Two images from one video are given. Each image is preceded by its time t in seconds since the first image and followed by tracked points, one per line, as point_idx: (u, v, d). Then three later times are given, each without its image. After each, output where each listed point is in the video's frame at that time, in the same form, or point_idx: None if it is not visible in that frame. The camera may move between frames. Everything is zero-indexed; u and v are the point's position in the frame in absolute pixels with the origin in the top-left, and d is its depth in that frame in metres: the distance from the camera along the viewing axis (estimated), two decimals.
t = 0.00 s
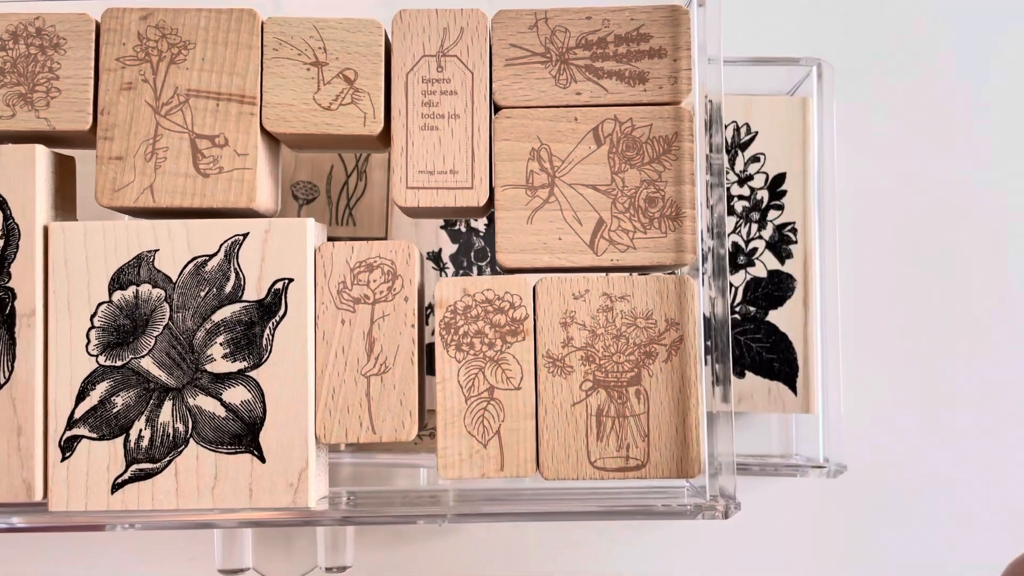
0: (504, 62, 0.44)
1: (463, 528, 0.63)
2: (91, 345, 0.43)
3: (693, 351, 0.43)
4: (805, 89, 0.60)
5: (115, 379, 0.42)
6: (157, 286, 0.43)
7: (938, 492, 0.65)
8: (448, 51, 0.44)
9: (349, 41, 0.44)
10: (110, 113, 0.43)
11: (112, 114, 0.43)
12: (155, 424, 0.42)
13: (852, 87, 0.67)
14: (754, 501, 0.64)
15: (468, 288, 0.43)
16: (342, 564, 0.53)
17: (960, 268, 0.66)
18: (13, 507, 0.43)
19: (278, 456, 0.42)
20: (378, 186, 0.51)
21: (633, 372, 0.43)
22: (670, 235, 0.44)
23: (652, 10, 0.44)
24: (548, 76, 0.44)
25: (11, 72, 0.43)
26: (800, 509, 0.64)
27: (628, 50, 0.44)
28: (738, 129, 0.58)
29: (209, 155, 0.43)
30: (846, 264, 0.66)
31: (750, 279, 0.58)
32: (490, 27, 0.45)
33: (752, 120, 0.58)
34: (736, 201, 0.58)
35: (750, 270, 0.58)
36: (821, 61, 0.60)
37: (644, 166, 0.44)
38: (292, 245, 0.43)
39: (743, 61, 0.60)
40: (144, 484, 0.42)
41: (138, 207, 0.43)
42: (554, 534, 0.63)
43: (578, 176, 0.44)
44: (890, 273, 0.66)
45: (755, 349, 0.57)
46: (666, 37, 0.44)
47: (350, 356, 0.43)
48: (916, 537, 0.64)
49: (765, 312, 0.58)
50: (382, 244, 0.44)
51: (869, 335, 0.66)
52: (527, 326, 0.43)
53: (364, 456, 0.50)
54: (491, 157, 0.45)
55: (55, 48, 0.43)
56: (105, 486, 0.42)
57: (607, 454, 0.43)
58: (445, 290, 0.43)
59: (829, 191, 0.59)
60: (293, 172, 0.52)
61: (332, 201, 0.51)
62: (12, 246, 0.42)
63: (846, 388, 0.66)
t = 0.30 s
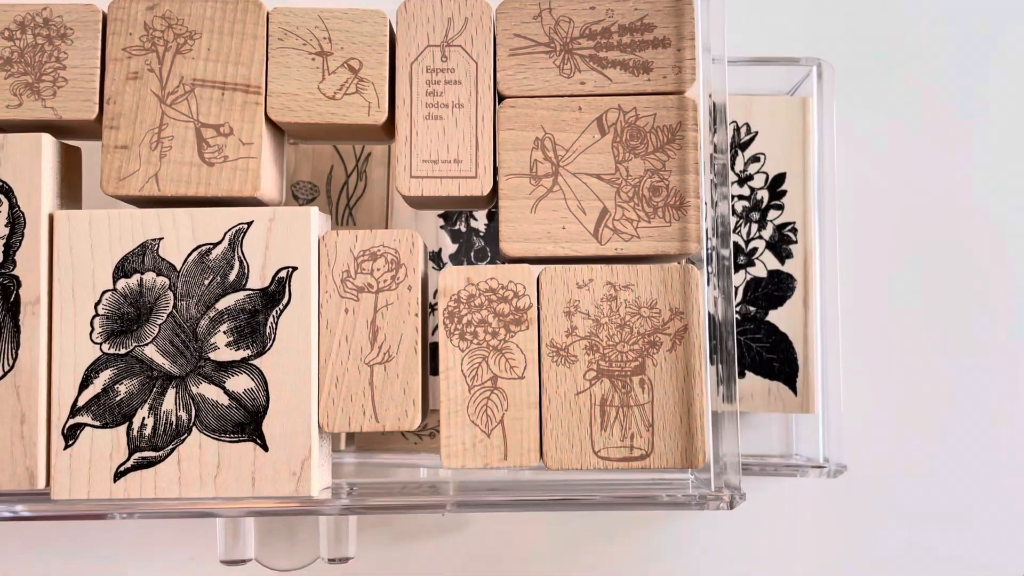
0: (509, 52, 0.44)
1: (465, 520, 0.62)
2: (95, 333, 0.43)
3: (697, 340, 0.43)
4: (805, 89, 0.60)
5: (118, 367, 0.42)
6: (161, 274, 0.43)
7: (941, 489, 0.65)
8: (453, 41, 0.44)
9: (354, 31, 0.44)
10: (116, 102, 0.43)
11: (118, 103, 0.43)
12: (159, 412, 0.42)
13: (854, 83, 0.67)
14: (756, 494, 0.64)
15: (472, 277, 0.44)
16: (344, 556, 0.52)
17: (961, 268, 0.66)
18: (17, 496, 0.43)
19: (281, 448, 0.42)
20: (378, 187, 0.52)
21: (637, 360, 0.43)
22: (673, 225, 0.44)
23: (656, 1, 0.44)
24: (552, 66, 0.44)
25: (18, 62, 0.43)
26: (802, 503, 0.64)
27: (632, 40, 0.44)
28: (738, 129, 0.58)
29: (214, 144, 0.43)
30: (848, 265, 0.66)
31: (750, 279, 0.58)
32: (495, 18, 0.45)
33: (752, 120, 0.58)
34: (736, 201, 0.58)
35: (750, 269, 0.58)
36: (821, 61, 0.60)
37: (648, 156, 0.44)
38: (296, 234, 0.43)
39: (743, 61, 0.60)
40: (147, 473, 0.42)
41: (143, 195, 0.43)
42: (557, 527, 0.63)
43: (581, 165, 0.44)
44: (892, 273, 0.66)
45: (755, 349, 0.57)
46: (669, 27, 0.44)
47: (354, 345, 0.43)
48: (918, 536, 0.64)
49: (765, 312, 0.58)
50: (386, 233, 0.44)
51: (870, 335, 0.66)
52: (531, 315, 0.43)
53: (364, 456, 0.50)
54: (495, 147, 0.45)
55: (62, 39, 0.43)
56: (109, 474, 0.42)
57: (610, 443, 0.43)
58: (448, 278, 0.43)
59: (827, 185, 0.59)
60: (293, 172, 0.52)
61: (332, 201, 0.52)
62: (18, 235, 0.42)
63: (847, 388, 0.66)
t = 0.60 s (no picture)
0: (495, 40, 0.45)
1: (463, 513, 0.62)
2: (85, 326, 0.43)
3: (688, 324, 0.43)
4: (805, 90, 0.60)
5: (108, 359, 0.42)
6: (150, 266, 0.43)
7: (940, 483, 0.65)
8: (439, 30, 0.44)
9: (341, 21, 0.44)
10: (103, 95, 0.43)
11: (106, 96, 0.43)
12: (149, 403, 0.42)
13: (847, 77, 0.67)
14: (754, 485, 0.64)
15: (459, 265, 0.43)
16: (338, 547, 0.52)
17: (959, 264, 0.66)
18: (9, 490, 0.43)
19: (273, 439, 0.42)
20: (377, 186, 0.52)
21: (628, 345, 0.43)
22: (661, 210, 0.44)
23: None
24: (538, 53, 0.44)
25: (6, 57, 0.44)
26: (800, 494, 0.64)
27: (618, 27, 0.44)
28: (738, 129, 0.58)
29: (202, 136, 0.43)
30: (845, 262, 0.66)
31: (750, 279, 0.58)
32: (481, 6, 0.45)
33: (752, 120, 0.58)
34: (736, 201, 0.58)
35: (751, 270, 0.58)
36: (822, 61, 0.60)
37: (635, 141, 0.44)
38: (284, 224, 0.43)
39: (743, 61, 0.60)
40: (137, 465, 0.42)
41: (132, 187, 0.43)
42: (556, 518, 0.63)
43: (569, 152, 0.44)
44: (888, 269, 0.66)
45: (755, 349, 0.57)
46: (655, 13, 0.44)
47: (343, 334, 0.43)
48: (920, 533, 0.64)
49: (765, 313, 0.57)
50: (375, 222, 0.44)
51: (869, 331, 0.65)
52: (521, 302, 0.43)
53: (361, 455, 0.50)
54: (483, 135, 0.45)
55: (49, 33, 0.44)
56: (99, 466, 0.42)
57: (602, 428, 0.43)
58: (437, 266, 0.43)
59: (830, 187, 0.58)
60: (294, 172, 0.52)
61: (332, 201, 0.52)
62: (7, 229, 0.42)
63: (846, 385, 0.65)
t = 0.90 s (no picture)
0: (508, 49, 0.45)
1: (466, 514, 0.62)
2: (97, 326, 0.43)
3: (697, 332, 0.43)
4: (805, 90, 0.60)
5: (120, 360, 0.43)
6: (163, 268, 0.43)
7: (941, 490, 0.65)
8: (452, 38, 0.44)
9: (356, 28, 0.44)
10: (119, 99, 0.43)
11: (122, 100, 0.43)
12: (161, 404, 0.42)
13: (855, 86, 0.67)
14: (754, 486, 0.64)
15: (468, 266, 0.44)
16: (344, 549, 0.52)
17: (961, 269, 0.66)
18: (21, 489, 0.43)
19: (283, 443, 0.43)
20: (377, 186, 0.52)
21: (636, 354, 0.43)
22: (671, 219, 0.44)
23: None
24: (550, 62, 0.44)
25: (23, 60, 0.44)
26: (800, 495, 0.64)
27: (630, 37, 0.44)
28: (738, 129, 0.58)
29: (216, 140, 0.43)
30: (848, 266, 0.66)
31: (750, 279, 0.58)
32: (494, 15, 0.45)
33: (752, 120, 0.59)
34: (736, 201, 0.59)
35: (750, 270, 0.58)
36: (822, 61, 0.60)
37: (646, 151, 0.44)
38: (296, 228, 0.43)
39: (744, 62, 0.60)
40: (148, 465, 0.42)
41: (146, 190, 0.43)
42: (559, 521, 0.63)
43: (580, 160, 0.44)
44: (893, 276, 0.66)
45: (755, 349, 0.57)
46: (667, 24, 0.44)
47: (353, 338, 0.43)
48: (919, 536, 0.64)
49: (765, 313, 0.58)
50: (386, 227, 0.44)
51: (870, 336, 0.66)
52: (530, 308, 0.44)
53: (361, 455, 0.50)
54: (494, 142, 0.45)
55: (67, 37, 0.44)
56: (110, 466, 0.42)
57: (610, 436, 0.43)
58: (447, 271, 0.44)
59: (828, 186, 0.59)
60: (294, 172, 0.52)
61: (332, 200, 0.52)
62: (22, 230, 0.43)
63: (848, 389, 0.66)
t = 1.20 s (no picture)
0: (504, 55, 0.44)
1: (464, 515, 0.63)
2: (87, 334, 0.42)
3: (692, 344, 0.43)
4: (805, 90, 0.60)
5: (110, 368, 0.42)
6: (154, 276, 0.43)
7: (941, 492, 0.65)
8: (449, 45, 0.44)
9: (351, 34, 0.44)
10: (110, 102, 0.43)
11: (114, 102, 0.43)
12: (151, 413, 0.42)
13: (856, 90, 0.67)
14: (751, 487, 0.64)
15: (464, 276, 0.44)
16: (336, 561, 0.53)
17: (960, 269, 0.66)
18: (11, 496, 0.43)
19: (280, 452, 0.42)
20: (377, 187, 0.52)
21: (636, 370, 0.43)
22: (667, 229, 0.44)
23: (653, 5, 0.44)
24: (547, 68, 0.44)
25: (12, 62, 0.43)
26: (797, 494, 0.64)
27: (628, 45, 0.44)
28: (738, 129, 0.58)
29: (208, 146, 0.43)
30: (848, 266, 0.66)
31: (750, 279, 0.58)
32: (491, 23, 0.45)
33: (752, 120, 0.58)
34: (736, 201, 0.58)
35: (750, 270, 0.58)
36: (822, 61, 0.60)
37: (643, 160, 0.44)
38: (287, 237, 0.43)
39: (743, 62, 0.60)
40: (137, 474, 0.42)
41: (139, 195, 0.43)
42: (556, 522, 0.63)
43: (576, 170, 0.44)
44: (893, 276, 0.66)
45: (755, 349, 0.57)
46: (665, 33, 0.44)
47: (346, 347, 0.43)
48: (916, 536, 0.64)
49: (765, 313, 0.57)
50: (380, 236, 0.44)
51: (869, 337, 0.66)
52: (525, 319, 0.43)
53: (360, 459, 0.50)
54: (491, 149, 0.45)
55: (57, 39, 0.43)
56: (99, 475, 0.42)
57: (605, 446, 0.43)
58: (441, 281, 0.44)
59: (829, 185, 0.58)
60: (293, 171, 0.52)
61: (331, 200, 0.52)
62: (11, 234, 0.42)
63: (846, 390, 0.66)
